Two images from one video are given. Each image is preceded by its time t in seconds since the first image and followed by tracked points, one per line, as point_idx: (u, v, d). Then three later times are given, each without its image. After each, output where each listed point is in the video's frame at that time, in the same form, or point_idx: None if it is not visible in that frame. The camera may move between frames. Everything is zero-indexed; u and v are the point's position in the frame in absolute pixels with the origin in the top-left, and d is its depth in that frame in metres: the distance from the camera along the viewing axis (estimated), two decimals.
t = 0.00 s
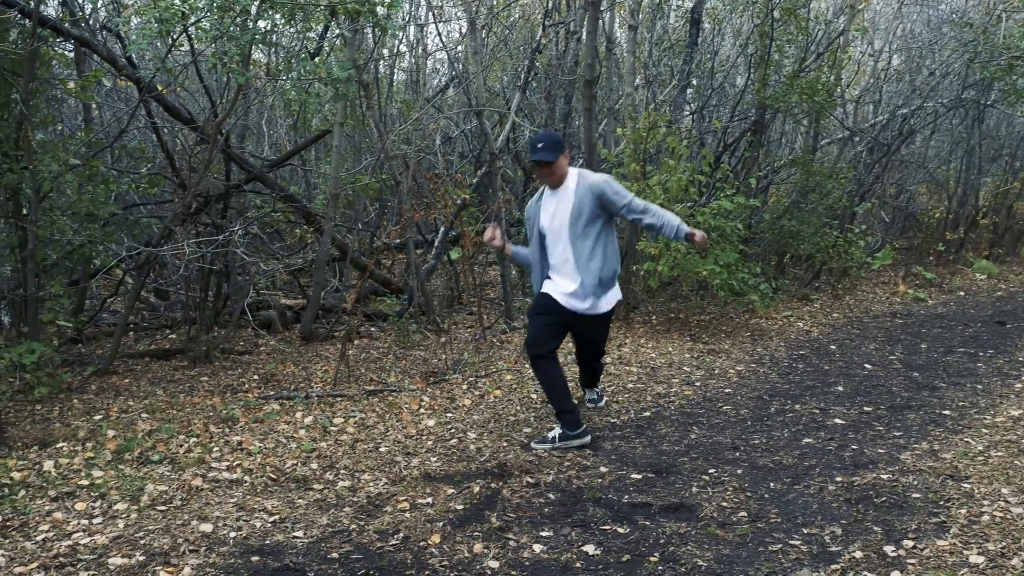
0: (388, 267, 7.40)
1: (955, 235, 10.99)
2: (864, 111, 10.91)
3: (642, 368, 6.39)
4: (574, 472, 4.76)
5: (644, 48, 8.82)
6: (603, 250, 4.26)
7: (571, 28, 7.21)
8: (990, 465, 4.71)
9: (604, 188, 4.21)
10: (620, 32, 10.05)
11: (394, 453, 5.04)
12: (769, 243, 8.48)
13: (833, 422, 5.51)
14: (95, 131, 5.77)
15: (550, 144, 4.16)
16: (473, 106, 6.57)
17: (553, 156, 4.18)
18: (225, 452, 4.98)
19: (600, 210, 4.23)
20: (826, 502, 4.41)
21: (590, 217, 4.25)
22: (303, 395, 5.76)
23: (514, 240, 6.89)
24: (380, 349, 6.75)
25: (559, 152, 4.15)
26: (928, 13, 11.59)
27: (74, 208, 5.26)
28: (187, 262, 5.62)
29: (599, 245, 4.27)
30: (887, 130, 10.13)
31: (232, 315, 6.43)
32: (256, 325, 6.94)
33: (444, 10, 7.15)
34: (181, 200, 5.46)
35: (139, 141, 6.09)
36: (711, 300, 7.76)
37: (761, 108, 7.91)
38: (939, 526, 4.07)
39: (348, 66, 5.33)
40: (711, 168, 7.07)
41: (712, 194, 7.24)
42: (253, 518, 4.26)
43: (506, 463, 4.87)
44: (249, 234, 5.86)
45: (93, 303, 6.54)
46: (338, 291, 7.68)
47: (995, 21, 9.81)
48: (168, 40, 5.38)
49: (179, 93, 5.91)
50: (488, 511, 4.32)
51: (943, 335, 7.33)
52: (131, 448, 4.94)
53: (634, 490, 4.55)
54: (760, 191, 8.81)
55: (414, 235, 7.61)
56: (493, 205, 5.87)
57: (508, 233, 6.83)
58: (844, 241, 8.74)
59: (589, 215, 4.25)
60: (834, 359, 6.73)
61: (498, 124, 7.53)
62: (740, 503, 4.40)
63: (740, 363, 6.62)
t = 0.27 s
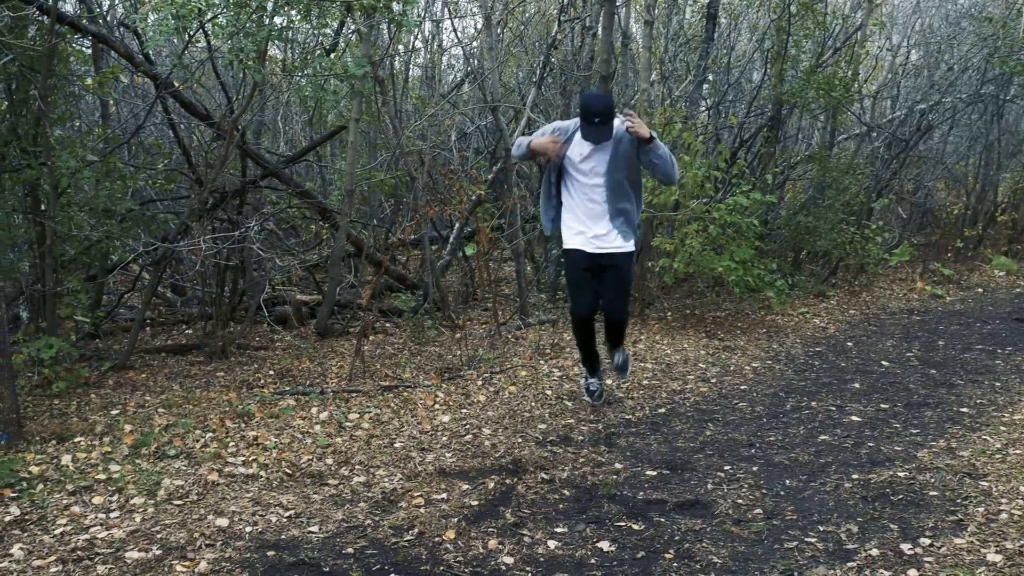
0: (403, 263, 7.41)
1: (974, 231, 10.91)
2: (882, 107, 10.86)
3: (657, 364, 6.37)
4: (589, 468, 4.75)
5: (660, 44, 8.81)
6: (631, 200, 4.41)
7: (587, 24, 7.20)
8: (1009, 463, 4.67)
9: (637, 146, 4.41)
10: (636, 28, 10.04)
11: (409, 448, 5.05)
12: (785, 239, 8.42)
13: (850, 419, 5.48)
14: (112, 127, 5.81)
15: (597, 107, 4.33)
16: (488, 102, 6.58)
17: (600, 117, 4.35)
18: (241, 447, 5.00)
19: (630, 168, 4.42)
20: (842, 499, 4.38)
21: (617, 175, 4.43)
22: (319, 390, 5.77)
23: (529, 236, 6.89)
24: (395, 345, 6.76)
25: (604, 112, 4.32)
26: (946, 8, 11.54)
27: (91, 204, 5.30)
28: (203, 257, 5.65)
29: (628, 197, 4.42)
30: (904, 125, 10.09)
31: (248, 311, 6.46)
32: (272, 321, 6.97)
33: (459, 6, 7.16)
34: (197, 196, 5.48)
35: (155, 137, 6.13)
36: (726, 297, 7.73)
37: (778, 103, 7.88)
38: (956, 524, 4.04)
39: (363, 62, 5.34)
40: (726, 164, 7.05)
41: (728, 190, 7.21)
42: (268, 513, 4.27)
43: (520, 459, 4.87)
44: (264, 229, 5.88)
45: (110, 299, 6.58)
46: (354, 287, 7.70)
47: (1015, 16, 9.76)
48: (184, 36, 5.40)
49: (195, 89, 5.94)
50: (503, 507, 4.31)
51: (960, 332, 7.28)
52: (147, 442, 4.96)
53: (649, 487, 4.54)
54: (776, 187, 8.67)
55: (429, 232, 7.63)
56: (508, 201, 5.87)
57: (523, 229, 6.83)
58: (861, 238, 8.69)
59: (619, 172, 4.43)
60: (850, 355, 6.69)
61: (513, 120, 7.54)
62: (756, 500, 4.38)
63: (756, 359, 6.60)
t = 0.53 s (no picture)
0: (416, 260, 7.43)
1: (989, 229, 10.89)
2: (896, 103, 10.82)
3: (670, 362, 6.36)
4: (602, 465, 4.75)
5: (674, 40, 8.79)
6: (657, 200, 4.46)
7: (601, 20, 7.20)
8: None
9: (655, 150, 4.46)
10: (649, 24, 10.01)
11: (422, 445, 5.05)
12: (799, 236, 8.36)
13: (864, 417, 5.45)
14: (127, 124, 5.84)
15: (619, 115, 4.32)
16: (502, 98, 6.58)
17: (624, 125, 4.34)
18: (254, 443, 5.02)
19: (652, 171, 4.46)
20: (856, 498, 4.36)
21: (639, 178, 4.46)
22: (332, 387, 5.79)
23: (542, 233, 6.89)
24: (408, 341, 6.77)
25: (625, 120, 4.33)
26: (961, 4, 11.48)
27: (106, 200, 5.32)
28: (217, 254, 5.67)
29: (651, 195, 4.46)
30: (919, 122, 10.04)
31: (261, 307, 6.48)
32: (285, 317, 7.00)
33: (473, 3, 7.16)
34: (211, 193, 5.51)
35: (169, 134, 6.15)
36: (739, 294, 7.71)
37: (792, 100, 7.84)
38: (971, 523, 4.01)
39: (377, 59, 5.35)
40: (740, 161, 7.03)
41: (742, 187, 7.19)
42: (282, 509, 4.28)
43: (533, 456, 4.87)
44: (278, 226, 5.90)
45: (124, 295, 6.62)
46: (366, 284, 7.72)
47: None
48: (199, 33, 5.43)
49: (209, 86, 5.96)
50: (515, 504, 4.31)
51: (976, 330, 7.24)
52: (162, 438, 4.98)
53: (662, 485, 4.53)
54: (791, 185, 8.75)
55: (442, 229, 7.64)
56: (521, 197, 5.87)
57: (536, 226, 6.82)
58: (875, 235, 8.65)
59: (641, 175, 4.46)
60: (864, 353, 6.66)
61: (526, 116, 7.54)
62: (769, 498, 4.37)
63: (769, 357, 6.58)
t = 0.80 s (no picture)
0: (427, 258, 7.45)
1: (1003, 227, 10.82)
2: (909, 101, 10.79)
3: (681, 360, 6.36)
4: (613, 463, 4.75)
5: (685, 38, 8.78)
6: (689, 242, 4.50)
7: (612, 18, 7.20)
8: None
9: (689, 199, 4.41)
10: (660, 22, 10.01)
11: (433, 442, 5.07)
12: (811, 234, 8.34)
13: (876, 416, 5.44)
14: (141, 123, 5.88)
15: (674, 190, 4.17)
16: (513, 96, 6.59)
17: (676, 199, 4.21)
18: (266, 439, 5.04)
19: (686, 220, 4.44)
20: (868, 497, 4.35)
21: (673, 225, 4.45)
22: (343, 384, 5.81)
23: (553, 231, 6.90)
24: (419, 339, 6.79)
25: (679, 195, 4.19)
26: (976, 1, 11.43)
27: (119, 198, 5.38)
28: (230, 252, 5.70)
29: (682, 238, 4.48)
30: (932, 119, 10.00)
31: (273, 305, 6.51)
32: (297, 315, 7.02)
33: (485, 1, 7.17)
34: (224, 191, 5.53)
35: (183, 132, 6.18)
36: (751, 293, 7.71)
37: (804, 97, 7.83)
38: (983, 522, 4.00)
39: (388, 57, 5.37)
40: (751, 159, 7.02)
41: (753, 185, 7.18)
42: (294, 506, 4.30)
43: (544, 453, 4.88)
44: (290, 224, 5.93)
45: (138, 292, 6.66)
46: (378, 282, 7.74)
47: None
48: (212, 32, 5.46)
49: (222, 84, 5.99)
50: (526, 502, 4.32)
51: (988, 329, 7.20)
52: (174, 434, 5.01)
53: (673, 483, 4.53)
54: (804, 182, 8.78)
55: (454, 227, 7.66)
56: (532, 195, 5.88)
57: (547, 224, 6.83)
58: (886, 233, 8.62)
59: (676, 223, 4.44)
60: (876, 352, 6.64)
61: (537, 115, 7.55)
62: (780, 496, 4.36)
63: (781, 355, 6.57)
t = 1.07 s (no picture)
0: (436, 257, 7.46)
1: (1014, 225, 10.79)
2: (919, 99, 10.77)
3: (689, 359, 6.36)
4: (621, 462, 4.75)
5: (694, 37, 8.78)
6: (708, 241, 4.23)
7: (621, 17, 7.21)
8: None
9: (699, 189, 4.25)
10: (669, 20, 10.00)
11: (441, 441, 5.08)
12: (820, 233, 8.32)
13: (885, 415, 5.43)
14: (151, 122, 5.91)
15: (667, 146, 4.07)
16: (522, 96, 6.59)
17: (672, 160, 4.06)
18: (275, 437, 5.06)
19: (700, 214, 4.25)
20: (876, 496, 4.34)
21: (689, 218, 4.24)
22: (352, 383, 5.82)
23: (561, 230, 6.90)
24: (427, 338, 6.80)
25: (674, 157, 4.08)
26: None
27: (129, 197, 5.41)
28: (240, 250, 5.73)
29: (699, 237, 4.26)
30: (942, 118, 9.97)
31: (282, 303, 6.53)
32: (306, 313, 7.05)
33: None
34: (234, 190, 5.55)
35: (192, 131, 6.21)
36: (759, 292, 7.70)
37: (813, 96, 7.82)
38: (992, 522, 3.99)
39: (397, 56, 5.38)
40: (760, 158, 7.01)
41: (762, 184, 7.17)
42: (303, 503, 4.32)
43: (552, 452, 4.88)
44: (299, 223, 5.95)
45: (148, 291, 6.69)
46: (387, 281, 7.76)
47: None
48: (222, 31, 5.48)
49: (232, 84, 6.02)
50: (534, 501, 4.33)
51: (998, 328, 7.18)
52: (184, 432, 5.03)
53: (681, 482, 4.53)
54: (812, 180, 8.76)
55: (462, 225, 7.67)
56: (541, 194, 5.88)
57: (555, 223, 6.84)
58: (895, 232, 8.60)
59: (690, 216, 4.25)
60: (885, 351, 6.63)
61: (546, 114, 7.55)
62: (788, 495, 4.36)
63: (789, 354, 6.56)
